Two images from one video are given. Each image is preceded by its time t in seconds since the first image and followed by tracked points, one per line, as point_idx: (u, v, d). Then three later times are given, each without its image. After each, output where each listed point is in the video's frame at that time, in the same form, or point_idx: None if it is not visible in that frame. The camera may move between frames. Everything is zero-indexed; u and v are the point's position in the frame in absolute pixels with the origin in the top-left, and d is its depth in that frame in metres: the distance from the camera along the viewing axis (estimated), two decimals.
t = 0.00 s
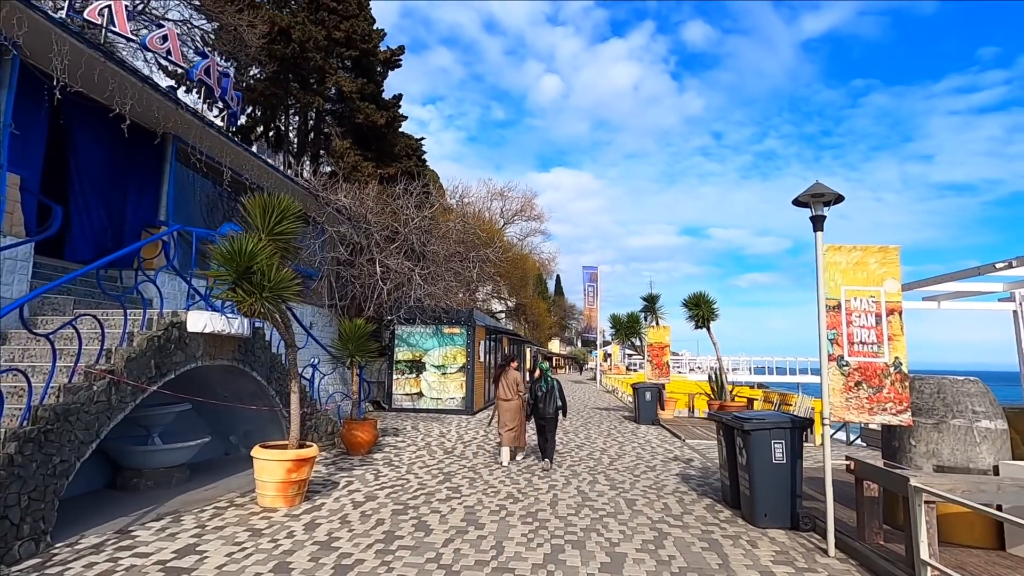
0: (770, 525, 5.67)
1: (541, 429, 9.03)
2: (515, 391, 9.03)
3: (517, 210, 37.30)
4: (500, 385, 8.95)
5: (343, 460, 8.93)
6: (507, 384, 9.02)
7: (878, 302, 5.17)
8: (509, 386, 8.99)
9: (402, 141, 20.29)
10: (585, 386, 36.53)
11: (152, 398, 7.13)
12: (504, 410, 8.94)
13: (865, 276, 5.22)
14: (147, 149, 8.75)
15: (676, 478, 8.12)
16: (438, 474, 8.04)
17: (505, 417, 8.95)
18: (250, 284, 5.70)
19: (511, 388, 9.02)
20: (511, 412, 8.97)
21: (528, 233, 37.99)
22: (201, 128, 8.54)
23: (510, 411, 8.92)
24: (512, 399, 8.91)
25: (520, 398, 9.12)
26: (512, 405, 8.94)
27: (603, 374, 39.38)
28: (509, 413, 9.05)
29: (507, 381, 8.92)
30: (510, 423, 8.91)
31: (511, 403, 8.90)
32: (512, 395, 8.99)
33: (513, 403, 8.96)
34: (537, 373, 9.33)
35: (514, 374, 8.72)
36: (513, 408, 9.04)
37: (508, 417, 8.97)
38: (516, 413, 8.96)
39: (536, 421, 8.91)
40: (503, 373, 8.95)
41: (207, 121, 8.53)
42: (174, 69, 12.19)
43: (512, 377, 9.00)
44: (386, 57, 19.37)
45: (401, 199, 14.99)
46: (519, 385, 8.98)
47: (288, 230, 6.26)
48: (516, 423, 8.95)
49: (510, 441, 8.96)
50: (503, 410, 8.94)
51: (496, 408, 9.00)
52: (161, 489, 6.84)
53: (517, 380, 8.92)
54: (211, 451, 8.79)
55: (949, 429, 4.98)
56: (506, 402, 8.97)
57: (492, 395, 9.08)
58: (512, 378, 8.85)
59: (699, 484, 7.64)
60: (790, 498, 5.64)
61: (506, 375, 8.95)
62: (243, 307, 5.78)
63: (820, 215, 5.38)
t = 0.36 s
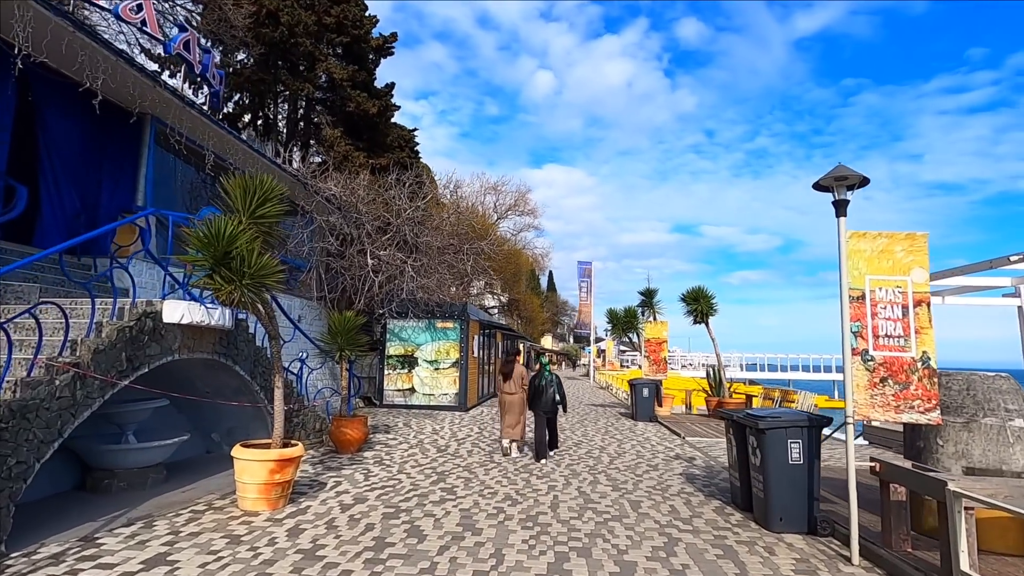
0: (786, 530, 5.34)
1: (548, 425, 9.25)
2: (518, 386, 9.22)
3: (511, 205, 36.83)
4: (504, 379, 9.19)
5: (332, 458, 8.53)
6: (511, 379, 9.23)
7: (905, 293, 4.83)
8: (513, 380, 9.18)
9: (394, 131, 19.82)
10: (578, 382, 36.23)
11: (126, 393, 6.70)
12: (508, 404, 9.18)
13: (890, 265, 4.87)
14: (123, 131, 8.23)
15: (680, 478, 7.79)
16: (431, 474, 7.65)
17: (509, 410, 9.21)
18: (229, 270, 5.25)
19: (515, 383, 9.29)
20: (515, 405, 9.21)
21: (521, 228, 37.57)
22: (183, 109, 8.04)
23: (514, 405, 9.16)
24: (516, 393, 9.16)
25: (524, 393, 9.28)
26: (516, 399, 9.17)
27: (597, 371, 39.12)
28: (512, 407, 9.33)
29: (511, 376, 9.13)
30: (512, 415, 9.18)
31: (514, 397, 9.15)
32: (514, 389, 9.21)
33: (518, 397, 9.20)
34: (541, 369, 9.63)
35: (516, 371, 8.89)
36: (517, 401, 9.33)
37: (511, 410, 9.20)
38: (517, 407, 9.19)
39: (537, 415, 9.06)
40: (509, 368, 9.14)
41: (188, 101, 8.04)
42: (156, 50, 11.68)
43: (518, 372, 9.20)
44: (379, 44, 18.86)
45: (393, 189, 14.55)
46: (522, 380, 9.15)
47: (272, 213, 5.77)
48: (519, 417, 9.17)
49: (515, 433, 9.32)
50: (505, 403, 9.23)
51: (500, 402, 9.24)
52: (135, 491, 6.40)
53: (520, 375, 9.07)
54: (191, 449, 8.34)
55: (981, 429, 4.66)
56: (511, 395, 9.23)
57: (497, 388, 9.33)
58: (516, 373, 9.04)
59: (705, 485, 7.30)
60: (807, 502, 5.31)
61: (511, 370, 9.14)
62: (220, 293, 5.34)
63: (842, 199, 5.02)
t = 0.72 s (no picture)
0: (807, 546, 5.00)
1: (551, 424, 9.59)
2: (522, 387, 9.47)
3: (508, 205, 36.39)
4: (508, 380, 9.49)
5: (324, 466, 8.15)
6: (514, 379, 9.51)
7: (938, 291, 4.48)
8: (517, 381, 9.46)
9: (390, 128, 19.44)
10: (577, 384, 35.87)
11: (102, 398, 6.33)
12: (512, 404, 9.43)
13: (922, 261, 4.53)
14: (104, 124, 7.86)
15: (689, 486, 7.44)
16: (427, 484, 7.28)
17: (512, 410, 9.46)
18: (208, 268, 4.85)
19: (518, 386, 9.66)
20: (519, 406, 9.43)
21: (519, 227, 37.18)
22: (166, 100, 7.63)
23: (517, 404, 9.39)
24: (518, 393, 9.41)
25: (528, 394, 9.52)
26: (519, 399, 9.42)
27: (595, 372, 38.79)
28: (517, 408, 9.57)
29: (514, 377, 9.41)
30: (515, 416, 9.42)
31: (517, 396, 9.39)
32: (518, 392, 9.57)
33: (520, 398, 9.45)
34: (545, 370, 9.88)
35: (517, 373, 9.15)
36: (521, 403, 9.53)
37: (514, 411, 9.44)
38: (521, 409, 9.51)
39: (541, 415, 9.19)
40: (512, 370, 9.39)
41: (172, 92, 7.63)
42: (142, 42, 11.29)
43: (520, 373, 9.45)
44: (374, 39, 18.48)
45: (389, 187, 14.18)
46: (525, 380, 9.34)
47: (256, 206, 5.37)
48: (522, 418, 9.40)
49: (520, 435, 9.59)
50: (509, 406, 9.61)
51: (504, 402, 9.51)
52: (112, 504, 6.00)
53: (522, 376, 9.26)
54: (173, 458, 7.95)
55: (1022, 439, 4.30)
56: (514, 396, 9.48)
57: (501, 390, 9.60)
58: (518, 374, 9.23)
59: (716, 494, 6.95)
60: (831, 516, 4.96)
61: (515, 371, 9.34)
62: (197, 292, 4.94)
63: (869, 190, 4.68)
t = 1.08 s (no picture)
0: (827, 561, 4.59)
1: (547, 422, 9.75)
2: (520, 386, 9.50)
3: (505, 204, 35.89)
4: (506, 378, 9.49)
5: (309, 471, 7.71)
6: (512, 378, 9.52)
7: (974, 282, 4.07)
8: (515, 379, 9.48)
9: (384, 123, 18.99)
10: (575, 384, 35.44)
11: (68, 399, 5.86)
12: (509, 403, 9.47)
13: (955, 249, 4.12)
14: (72, 104, 7.32)
15: (694, 492, 7.02)
16: (417, 490, 6.85)
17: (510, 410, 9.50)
18: (173, 255, 4.42)
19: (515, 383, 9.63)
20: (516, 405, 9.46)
21: (517, 226, 36.74)
22: (140, 84, 7.22)
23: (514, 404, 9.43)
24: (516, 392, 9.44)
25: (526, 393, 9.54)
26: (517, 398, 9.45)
27: (593, 372, 38.39)
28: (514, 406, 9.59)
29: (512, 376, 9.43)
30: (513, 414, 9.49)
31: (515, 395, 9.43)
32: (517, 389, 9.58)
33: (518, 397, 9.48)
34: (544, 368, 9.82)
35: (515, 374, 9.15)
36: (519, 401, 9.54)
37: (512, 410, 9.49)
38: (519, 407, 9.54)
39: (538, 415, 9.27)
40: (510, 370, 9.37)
41: (148, 76, 7.21)
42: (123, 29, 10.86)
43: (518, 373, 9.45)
44: (368, 31, 18.03)
45: (382, 181, 13.74)
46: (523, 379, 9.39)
47: (227, 191, 4.92)
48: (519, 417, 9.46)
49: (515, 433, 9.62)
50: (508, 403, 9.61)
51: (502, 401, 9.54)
52: (74, 513, 5.54)
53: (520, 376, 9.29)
54: (148, 462, 7.50)
55: None
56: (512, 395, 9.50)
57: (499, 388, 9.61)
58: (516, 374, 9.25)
59: (723, 502, 6.53)
60: (853, 529, 4.55)
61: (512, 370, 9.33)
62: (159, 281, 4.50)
63: (897, 172, 4.28)
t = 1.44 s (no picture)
0: None
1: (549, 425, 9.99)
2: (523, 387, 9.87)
3: (503, 203, 35.44)
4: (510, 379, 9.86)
5: (296, 478, 7.35)
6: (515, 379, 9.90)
7: (1013, 276, 3.74)
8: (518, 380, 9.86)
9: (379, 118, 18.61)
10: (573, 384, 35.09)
11: (33, 403, 5.41)
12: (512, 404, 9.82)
13: (993, 240, 3.79)
14: (49, 94, 6.98)
15: (701, 500, 6.69)
16: (410, 499, 6.49)
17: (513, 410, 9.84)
18: (141, 245, 4.04)
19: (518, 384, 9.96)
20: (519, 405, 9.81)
21: (514, 225, 36.37)
22: (121, 71, 6.81)
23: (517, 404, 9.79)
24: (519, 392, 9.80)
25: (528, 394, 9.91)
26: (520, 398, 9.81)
27: (591, 372, 38.06)
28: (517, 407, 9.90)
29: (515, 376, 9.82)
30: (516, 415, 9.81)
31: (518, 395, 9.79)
32: (521, 389, 10.00)
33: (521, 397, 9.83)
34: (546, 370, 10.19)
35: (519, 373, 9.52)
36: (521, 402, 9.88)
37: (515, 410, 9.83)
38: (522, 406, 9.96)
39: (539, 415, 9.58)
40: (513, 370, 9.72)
41: (128, 61, 6.79)
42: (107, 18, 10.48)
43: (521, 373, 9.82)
44: (362, 25, 17.62)
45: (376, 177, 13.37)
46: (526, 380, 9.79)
47: (203, 178, 4.54)
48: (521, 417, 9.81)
49: (518, 430, 10.06)
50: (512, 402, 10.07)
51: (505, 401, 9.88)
52: (38, 526, 5.16)
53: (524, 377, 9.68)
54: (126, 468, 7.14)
55: None
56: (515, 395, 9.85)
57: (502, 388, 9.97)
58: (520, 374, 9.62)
59: (732, 511, 6.20)
60: (879, 544, 4.21)
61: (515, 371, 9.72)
62: (123, 274, 4.13)
63: (927, 157, 3.95)
